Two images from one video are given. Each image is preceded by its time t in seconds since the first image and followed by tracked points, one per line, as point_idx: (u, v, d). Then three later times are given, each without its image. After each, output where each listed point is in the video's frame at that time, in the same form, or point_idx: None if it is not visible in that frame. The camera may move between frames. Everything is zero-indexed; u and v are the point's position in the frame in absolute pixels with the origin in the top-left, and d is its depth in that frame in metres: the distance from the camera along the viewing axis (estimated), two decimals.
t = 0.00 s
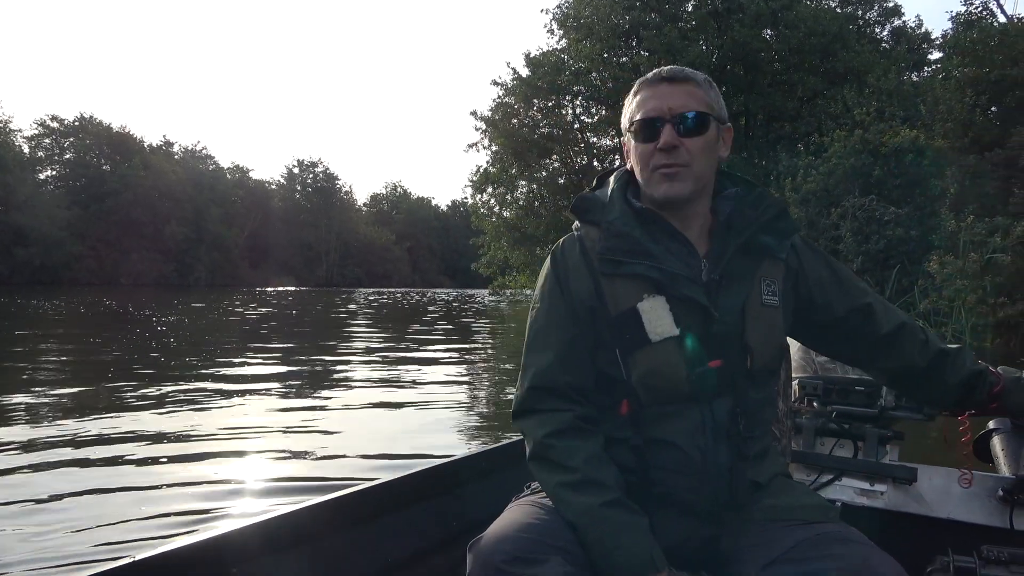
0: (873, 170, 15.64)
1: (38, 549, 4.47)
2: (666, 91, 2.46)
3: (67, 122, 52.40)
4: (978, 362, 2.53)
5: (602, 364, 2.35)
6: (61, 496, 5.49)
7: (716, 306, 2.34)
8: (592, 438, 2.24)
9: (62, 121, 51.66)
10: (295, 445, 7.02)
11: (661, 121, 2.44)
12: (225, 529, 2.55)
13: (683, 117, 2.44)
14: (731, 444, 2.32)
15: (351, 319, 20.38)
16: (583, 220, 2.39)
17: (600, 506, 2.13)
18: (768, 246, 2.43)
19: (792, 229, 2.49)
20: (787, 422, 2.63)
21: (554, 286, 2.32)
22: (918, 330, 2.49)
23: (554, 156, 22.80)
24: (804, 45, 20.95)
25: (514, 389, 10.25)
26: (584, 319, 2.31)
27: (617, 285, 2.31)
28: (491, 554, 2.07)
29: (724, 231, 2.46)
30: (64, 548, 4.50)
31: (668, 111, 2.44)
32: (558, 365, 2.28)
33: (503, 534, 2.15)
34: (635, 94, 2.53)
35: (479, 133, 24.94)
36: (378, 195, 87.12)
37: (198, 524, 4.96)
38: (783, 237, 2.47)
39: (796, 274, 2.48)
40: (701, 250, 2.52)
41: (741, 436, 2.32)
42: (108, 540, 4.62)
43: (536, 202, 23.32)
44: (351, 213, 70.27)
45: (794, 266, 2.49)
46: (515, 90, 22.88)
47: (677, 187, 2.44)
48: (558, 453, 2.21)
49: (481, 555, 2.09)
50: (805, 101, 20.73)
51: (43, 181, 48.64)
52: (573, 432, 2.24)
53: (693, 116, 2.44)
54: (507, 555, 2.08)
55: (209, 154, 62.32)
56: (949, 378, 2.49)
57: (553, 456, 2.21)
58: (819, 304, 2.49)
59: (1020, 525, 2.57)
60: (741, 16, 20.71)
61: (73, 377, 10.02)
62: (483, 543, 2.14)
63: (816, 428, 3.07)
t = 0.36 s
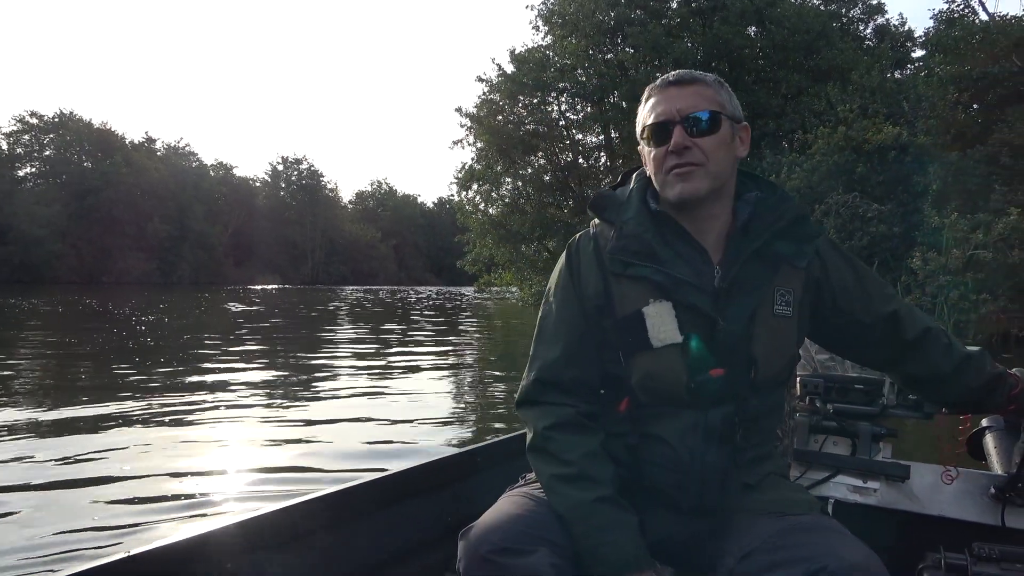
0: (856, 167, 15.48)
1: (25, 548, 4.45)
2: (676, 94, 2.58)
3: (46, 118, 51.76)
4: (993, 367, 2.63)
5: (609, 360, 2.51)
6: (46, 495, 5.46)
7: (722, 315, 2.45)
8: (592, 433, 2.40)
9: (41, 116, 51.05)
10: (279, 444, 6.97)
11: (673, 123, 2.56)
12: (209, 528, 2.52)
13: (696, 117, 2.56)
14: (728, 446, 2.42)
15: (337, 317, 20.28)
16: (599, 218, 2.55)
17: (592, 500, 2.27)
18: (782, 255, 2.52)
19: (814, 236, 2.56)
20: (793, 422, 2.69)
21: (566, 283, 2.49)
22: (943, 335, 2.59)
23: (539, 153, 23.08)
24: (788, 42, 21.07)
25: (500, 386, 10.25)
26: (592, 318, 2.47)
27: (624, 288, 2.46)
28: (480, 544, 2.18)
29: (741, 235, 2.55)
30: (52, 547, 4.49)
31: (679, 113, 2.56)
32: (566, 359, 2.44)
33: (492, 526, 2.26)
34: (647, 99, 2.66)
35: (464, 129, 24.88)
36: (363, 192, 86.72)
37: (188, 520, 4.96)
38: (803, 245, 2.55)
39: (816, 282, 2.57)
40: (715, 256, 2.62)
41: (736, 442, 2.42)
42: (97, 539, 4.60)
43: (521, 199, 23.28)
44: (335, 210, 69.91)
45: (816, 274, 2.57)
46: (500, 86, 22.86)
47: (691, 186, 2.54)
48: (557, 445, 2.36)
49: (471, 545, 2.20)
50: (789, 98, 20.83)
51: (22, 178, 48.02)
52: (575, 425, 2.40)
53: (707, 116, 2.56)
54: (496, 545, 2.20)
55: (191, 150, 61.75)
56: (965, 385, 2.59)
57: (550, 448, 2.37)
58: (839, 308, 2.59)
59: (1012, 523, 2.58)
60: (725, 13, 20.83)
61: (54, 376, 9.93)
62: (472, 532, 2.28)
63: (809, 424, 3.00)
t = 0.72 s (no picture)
0: (840, 165, 15.62)
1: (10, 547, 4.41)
2: (692, 93, 2.59)
3: (25, 113, 51.13)
4: (1004, 372, 2.65)
5: (616, 356, 2.52)
6: (30, 494, 5.42)
7: (729, 316, 2.45)
8: (595, 429, 2.41)
9: (21, 112, 50.41)
10: (266, 442, 6.92)
11: (689, 122, 2.57)
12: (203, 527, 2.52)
13: (712, 116, 2.56)
14: (729, 446, 2.43)
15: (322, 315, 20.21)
16: (613, 212, 2.58)
17: (589, 496, 2.29)
18: (794, 257, 2.52)
19: (829, 239, 2.56)
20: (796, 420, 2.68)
21: (577, 278, 2.51)
22: (957, 339, 2.61)
23: (525, 151, 23.15)
24: (773, 40, 21.17)
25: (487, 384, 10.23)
26: (600, 312, 2.49)
27: (633, 284, 2.48)
28: (473, 538, 2.24)
29: (753, 236, 2.55)
30: (38, 545, 4.45)
31: (695, 112, 2.57)
32: (573, 351, 2.45)
33: (488, 518, 2.31)
34: (663, 98, 2.68)
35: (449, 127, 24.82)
36: (349, 189, 86.33)
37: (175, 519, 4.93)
38: (816, 247, 2.55)
39: (828, 285, 2.58)
40: (726, 258, 2.63)
41: (736, 444, 2.43)
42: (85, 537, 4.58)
43: (506, 196, 23.30)
44: (320, 207, 69.53)
45: (828, 278, 2.58)
46: (485, 84, 22.86)
47: (706, 185, 2.54)
48: (559, 438, 2.37)
49: (465, 539, 2.27)
50: (774, 97, 20.92)
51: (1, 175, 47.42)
52: (578, 419, 2.41)
53: (723, 115, 2.56)
54: (491, 538, 2.25)
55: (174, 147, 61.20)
56: (984, 383, 2.61)
57: (552, 441, 2.38)
58: (851, 310, 2.61)
59: (1005, 520, 2.60)
60: (710, 11, 20.95)
61: (36, 375, 9.84)
62: (467, 526, 2.32)
63: (806, 421, 2.93)
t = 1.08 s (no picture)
0: (827, 164, 15.71)
1: None
2: (687, 92, 2.59)
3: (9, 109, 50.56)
4: (998, 368, 2.63)
5: (611, 357, 2.52)
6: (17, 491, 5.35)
7: (723, 313, 2.44)
8: (593, 433, 2.41)
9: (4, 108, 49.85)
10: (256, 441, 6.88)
11: (683, 121, 2.56)
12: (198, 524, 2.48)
13: (706, 116, 2.55)
14: (728, 445, 2.42)
15: (311, 314, 20.13)
16: (604, 216, 2.57)
17: (586, 499, 2.29)
18: (783, 253, 2.51)
19: (818, 235, 2.56)
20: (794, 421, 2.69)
21: (571, 280, 2.52)
22: (952, 337, 2.59)
23: (513, 149, 23.14)
24: (761, 40, 21.26)
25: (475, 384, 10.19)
26: (595, 314, 2.49)
27: (627, 285, 2.48)
28: (465, 538, 2.23)
29: (743, 234, 2.54)
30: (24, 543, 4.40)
31: (689, 112, 2.57)
32: (569, 355, 2.45)
33: (482, 519, 2.31)
34: (656, 97, 2.66)
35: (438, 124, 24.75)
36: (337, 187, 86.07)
37: (163, 518, 4.88)
38: (806, 241, 2.55)
39: (819, 281, 2.57)
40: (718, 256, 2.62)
41: (733, 440, 2.43)
42: (71, 536, 4.52)
43: (494, 195, 23.33)
44: (307, 205, 69.23)
45: (820, 274, 2.57)
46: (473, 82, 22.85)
47: (700, 184, 2.53)
48: (556, 441, 2.38)
49: (458, 539, 2.25)
50: (762, 96, 20.98)
51: None
52: (575, 423, 2.41)
53: (716, 115, 2.56)
54: (482, 539, 2.24)
55: (160, 143, 60.69)
56: (975, 385, 2.62)
57: (550, 445, 2.39)
58: (844, 307, 2.60)
59: (1003, 521, 2.61)
60: (699, 11, 21.04)
61: (20, 375, 9.74)
62: (461, 525, 2.32)
63: (804, 423, 2.96)
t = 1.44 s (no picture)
0: (814, 163, 15.81)
1: None
2: (648, 93, 2.54)
3: None
4: (975, 360, 2.49)
5: (593, 360, 2.53)
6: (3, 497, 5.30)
7: (698, 306, 2.43)
8: (578, 434, 2.42)
9: None
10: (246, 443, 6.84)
11: (645, 123, 2.52)
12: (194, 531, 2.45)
13: (667, 117, 2.51)
14: (714, 439, 2.42)
15: (300, 315, 20.04)
16: (576, 223, 2.57)
17: (574, 499, 2.29)
18: (750, 243, 2.49)
19: (785, 224, 2.51)
20: (787, 418, 2.71)
21: (549, 289, 2.53)
22: (929, 325, 2.50)
23: (501, 148, 23.12)
24: (748, 39, 21.32)
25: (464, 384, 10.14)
26: (574, 319, 2.49)
27: (604, 287, 2.47)
28: (459, 545, 2.21)
29: (712, 228, 2.52)
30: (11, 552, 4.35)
31: (650, 112, 2.52)
32: (551, 361, 2.47)
33: (477, 523, 2.29)
34: (618, 100, 2.62)
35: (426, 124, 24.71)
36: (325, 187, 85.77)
37: (154, 525, 4.84)
38: (773, 230, 2.50)
39: (792, 270, 2.50)
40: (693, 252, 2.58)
41: (721, 432, 2.42)
42: (59, 545, 4.48)
43: (482, 194, 23.51)
44: (295, 205, 68.97)
45: (793, 264, 2.50)
46: (461, 81, 22.82)
47: (668, 183, 2.49)
48: (543, 445, 2.40)
49: (452, 545, 2.23)
50: (749, 95, 21.04)
51: None
52: (558, 425, 2.43)
53: (677, 115, 2.51)
54: (476, 545, 2.23)
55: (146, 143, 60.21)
56: (952, 380, 2.50)
57: (539, 450, 2.40)
58: (821, 297, 2.51)
59: (1001, 516, 2.64)
60: (686, 9, 21.15)
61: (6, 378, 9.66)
62: (457, 528, 2.30)
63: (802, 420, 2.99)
